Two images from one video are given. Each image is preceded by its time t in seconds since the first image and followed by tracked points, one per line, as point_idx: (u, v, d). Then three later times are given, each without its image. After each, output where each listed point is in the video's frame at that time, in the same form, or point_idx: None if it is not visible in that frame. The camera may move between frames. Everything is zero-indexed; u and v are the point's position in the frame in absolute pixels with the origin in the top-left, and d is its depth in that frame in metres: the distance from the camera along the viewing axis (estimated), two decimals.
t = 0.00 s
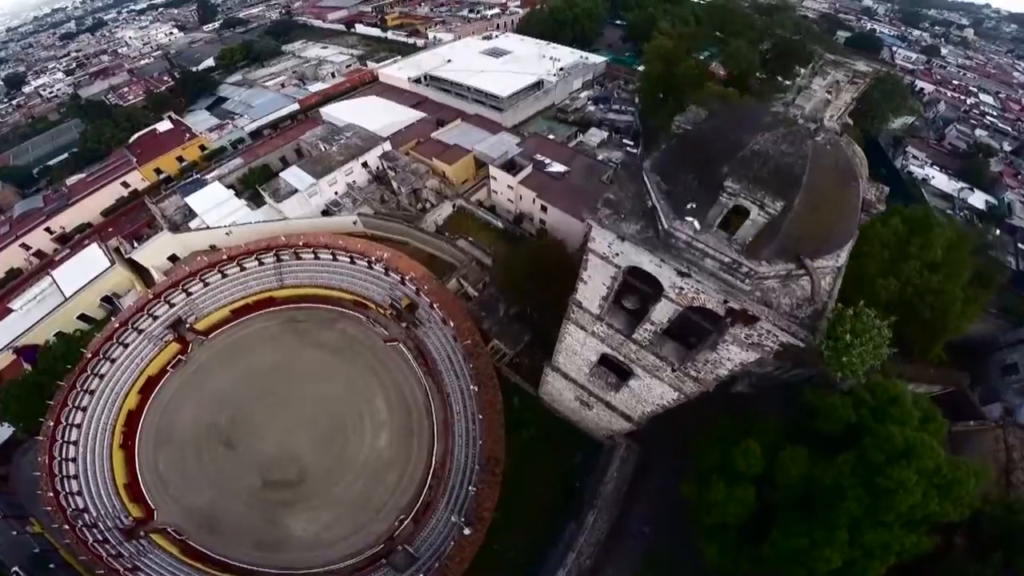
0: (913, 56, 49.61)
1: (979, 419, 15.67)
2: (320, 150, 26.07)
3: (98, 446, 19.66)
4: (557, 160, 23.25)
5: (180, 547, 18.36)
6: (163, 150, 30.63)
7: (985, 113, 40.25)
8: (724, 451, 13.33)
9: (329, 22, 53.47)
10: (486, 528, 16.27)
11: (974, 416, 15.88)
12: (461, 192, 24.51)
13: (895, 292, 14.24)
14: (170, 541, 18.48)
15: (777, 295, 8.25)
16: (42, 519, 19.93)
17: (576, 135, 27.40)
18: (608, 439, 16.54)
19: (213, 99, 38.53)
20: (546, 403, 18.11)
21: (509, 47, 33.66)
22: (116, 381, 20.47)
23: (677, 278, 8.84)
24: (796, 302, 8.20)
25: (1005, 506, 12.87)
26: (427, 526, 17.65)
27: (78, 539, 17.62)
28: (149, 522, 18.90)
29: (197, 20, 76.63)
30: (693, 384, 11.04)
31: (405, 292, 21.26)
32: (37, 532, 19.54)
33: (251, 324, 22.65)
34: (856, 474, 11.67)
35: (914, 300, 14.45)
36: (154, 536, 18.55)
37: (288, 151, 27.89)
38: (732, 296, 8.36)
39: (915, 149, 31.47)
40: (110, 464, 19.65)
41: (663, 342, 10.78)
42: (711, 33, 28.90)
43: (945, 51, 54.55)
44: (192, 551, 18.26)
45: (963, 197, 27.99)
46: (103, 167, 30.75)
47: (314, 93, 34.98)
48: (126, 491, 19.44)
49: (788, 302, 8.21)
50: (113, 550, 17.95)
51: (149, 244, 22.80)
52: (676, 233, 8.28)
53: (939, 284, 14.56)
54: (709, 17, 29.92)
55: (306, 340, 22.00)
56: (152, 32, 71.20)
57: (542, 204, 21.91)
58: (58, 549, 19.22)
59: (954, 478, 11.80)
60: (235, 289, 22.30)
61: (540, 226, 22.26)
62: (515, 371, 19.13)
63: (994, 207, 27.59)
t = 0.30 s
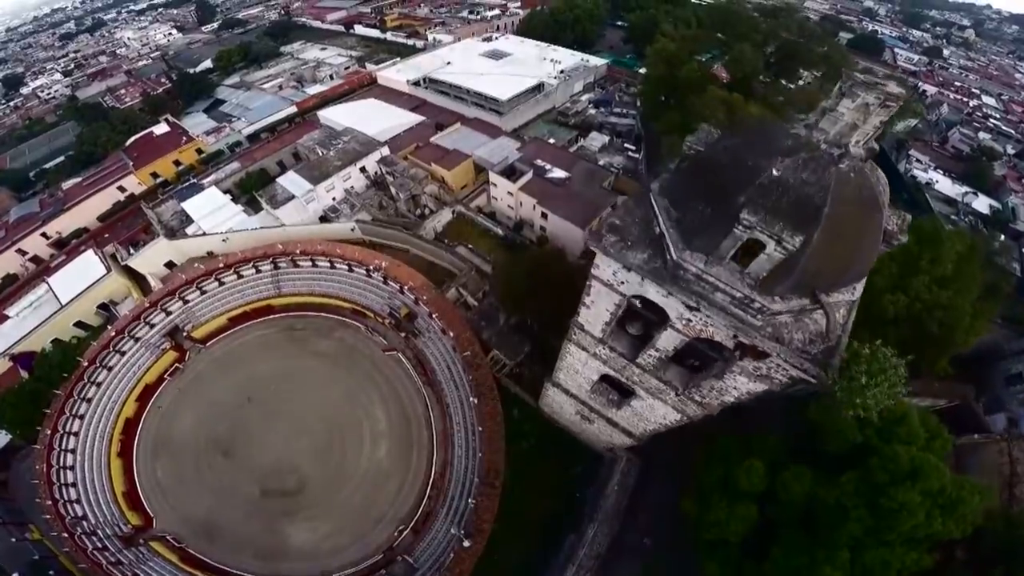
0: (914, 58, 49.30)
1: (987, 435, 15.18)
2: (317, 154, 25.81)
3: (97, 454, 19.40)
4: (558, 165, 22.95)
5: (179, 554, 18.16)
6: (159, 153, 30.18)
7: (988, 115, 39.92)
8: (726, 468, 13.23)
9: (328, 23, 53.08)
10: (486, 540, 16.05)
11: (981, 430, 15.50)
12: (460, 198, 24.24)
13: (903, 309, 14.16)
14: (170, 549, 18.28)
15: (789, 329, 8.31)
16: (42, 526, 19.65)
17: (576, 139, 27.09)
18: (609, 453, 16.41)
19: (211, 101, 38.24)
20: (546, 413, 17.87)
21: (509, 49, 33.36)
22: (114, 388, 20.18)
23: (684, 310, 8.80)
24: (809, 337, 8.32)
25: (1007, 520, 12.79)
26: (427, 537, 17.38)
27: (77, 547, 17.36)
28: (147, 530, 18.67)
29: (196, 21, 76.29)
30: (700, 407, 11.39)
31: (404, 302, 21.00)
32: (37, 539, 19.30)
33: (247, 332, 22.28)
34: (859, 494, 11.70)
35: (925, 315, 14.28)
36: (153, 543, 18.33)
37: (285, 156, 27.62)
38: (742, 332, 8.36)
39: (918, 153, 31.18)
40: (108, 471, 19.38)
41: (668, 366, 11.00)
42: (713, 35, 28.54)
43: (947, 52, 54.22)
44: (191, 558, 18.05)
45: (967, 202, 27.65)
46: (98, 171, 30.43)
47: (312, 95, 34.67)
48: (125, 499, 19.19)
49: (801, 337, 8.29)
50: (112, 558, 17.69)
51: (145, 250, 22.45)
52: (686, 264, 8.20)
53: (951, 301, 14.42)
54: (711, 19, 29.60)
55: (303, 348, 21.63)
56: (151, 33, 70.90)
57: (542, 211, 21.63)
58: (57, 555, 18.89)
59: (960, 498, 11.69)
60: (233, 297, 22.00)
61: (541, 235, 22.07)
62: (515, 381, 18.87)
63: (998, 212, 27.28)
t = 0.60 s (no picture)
0: (917, 59, 48.93)
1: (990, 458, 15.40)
2: (314, 159, 25.53)
3: (95, 462, 19.07)
4: (559, 171, 22.68)
5: (178, 563, 17.89)
6: (156, 158, 29.83)
7: (991, 118, 39.58)
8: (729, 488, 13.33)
9: (327, 24, 52.80)
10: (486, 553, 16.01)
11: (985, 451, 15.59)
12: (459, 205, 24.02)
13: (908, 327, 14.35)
14: (169, 558, 18.01)
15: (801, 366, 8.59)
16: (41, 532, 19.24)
17: (577, 144, 26.62)
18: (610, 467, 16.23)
19: (209, 104, 37.95)
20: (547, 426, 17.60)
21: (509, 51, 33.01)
22: (112, 396, 19.84)
23: (693, 346, 9.07)
24: (822, 375, 8.62)
25: (1009, 535, 13.23)
26: (426, 549, 17.16)
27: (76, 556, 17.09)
28: (147, 538, 18.42)
29: (195, 21, 75.91)
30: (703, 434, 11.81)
31: (402, 312, 20.66)
32: (36, 546, 18.91)
33: (246, 340, 21.76)
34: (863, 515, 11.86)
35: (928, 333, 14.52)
36: (152, 552, 18.09)
37: (283, 160, 27.37)
38: (753, 369, 8.66)
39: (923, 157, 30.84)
40: (106, 480, 19.05)
41: (671, 394, 11.12)
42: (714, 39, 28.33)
43: (950, 53, 53.84)
44: (189, 567, 17.81)
45: (973, 206, 27.31)
46: (95, 175, 30.16)
47: (310, 98, 34.37)
48: (123, 508, 18.90)
49: (813, 375, 8.58)
50: (112, 566, 17.39)
51: (143, 257, 22.12)
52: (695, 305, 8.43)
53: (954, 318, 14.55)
54: (714, 21, 29.28)
55: (301, 357, 21.22)
56: (150, 34, 70.58)
57: (544, 219, 21.30)
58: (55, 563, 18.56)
59: (962, 517, 11.82)
60: (230, 305, 21.51)
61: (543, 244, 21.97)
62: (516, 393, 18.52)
63: (1003, 217, 26.95)
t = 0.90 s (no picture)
0: (919, 61, 48.52)
1: (990, 464, 16.24)
2: (312, 163, 25.42)
3: (93, 467, 18.57)
4: (559, 176, 22.53)
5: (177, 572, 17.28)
6: (153, 162, 29.91)
7: (994, 121, 39.26)
8: (731, 503, 15.40)
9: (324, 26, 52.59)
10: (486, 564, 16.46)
11: (985, 457, 16.31)
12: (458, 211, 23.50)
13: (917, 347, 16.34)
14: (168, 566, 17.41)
15: (812, 407, 15.30)
16: (40, 538, 17.38)
17: (577, 149, 25.96)
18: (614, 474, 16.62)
19: (206, 107, 37.72)
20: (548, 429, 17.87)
21: (508, 53, 32.74)
22: (109, 402, 19.45)
23: (703, 384, 15.50)
24: (829, 413, 15.21)
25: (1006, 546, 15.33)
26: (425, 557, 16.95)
27: (77, 566, 16.99)
28: (145, 546, 17.66)
29: (193, 21, 75.32)
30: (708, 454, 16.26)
31: (401, 321, 20.50)
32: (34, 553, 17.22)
33: (246, 348, 20.97)
34: (868, 528, 14.22)
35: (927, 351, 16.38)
36: (150, 560, 17.43)
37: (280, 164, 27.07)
38: (767, 405, 15.30)
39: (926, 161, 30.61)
40: (104, 486, 18.40)
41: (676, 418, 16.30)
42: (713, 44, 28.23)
43: (952, 53, 53.31)
44: None
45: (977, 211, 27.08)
46: (91, 179, 30.15)
47: (308, 102, 34.19)
48: (122, 514, 18.11)
49: (824, 411, 15.25)
50: None
51: (144, 261, 22.65)
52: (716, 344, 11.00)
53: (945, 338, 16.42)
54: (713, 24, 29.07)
55: (297, 362, 20.63)
56: (149, 35, 70.12)
57: (545, 226, 21.02)
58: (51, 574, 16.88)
59: (961, 534, 14.37)
60: (228, 312, 21.16)
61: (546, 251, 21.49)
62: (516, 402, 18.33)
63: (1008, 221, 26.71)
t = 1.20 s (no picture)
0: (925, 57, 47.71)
1: (990, 464, 18.12)
2: (309, 168, 25.31)
3: (92, 471, 18.50)
4: (561, 185, 22.27)
5: None
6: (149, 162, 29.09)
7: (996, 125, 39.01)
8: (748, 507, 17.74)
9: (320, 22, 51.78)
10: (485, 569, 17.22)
11: (983, 459, 18.15)
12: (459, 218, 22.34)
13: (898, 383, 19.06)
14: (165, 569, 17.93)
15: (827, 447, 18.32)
16: (41, 538, 18.32)
17: (576, 154, 24.24)
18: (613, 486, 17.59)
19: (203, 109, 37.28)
20: (553, 433, 18.53)
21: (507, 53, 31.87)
22: (104, 408, 19.20)
23: (712, 420, 18.70)
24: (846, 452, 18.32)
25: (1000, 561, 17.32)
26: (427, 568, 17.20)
27: (78, 566, 18.07)
28: (144, 551, 18.01)
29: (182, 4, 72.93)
30: (709, 458, 18.13)
31: (400, 331, 19.84)
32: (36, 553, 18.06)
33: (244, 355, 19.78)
34: (870, 524, 17.36)
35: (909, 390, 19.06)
36: (149, 564, 17.95)
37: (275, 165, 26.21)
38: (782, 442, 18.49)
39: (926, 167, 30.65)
40: (102, 490, 18.26)
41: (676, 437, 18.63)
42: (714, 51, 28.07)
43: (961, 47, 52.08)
44: None
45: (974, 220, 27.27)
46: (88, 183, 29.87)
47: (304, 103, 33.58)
48: (120, 518, 18.11)
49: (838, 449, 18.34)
50: None
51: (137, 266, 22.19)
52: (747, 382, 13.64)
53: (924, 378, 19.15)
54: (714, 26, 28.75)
55: (292, 371, 19.42)
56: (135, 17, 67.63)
57: (545, 234, 20.68)
58: None
59: (954, 541, 17.21)
60: (224, 321, 20.41)
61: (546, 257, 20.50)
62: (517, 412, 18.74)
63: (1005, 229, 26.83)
